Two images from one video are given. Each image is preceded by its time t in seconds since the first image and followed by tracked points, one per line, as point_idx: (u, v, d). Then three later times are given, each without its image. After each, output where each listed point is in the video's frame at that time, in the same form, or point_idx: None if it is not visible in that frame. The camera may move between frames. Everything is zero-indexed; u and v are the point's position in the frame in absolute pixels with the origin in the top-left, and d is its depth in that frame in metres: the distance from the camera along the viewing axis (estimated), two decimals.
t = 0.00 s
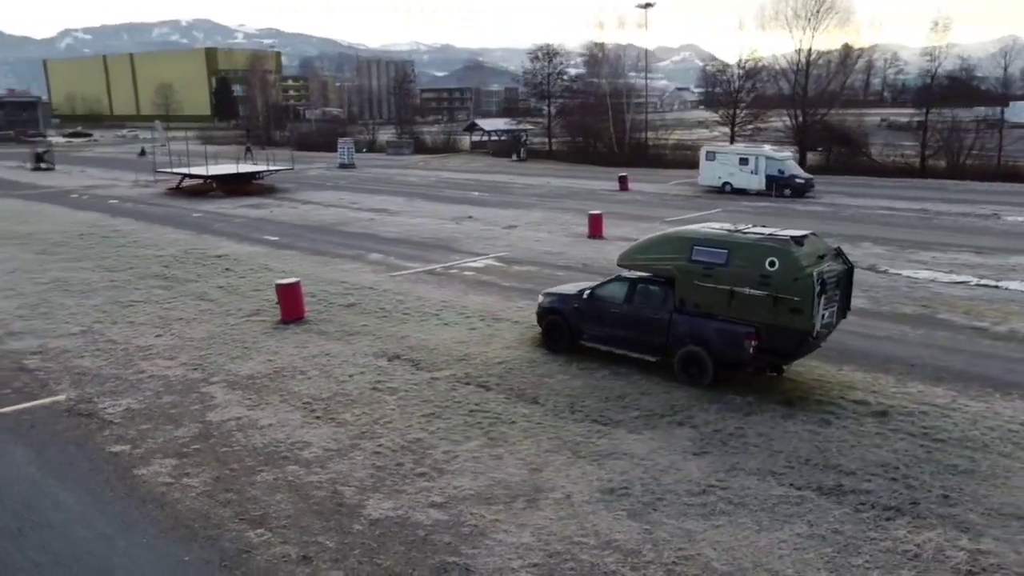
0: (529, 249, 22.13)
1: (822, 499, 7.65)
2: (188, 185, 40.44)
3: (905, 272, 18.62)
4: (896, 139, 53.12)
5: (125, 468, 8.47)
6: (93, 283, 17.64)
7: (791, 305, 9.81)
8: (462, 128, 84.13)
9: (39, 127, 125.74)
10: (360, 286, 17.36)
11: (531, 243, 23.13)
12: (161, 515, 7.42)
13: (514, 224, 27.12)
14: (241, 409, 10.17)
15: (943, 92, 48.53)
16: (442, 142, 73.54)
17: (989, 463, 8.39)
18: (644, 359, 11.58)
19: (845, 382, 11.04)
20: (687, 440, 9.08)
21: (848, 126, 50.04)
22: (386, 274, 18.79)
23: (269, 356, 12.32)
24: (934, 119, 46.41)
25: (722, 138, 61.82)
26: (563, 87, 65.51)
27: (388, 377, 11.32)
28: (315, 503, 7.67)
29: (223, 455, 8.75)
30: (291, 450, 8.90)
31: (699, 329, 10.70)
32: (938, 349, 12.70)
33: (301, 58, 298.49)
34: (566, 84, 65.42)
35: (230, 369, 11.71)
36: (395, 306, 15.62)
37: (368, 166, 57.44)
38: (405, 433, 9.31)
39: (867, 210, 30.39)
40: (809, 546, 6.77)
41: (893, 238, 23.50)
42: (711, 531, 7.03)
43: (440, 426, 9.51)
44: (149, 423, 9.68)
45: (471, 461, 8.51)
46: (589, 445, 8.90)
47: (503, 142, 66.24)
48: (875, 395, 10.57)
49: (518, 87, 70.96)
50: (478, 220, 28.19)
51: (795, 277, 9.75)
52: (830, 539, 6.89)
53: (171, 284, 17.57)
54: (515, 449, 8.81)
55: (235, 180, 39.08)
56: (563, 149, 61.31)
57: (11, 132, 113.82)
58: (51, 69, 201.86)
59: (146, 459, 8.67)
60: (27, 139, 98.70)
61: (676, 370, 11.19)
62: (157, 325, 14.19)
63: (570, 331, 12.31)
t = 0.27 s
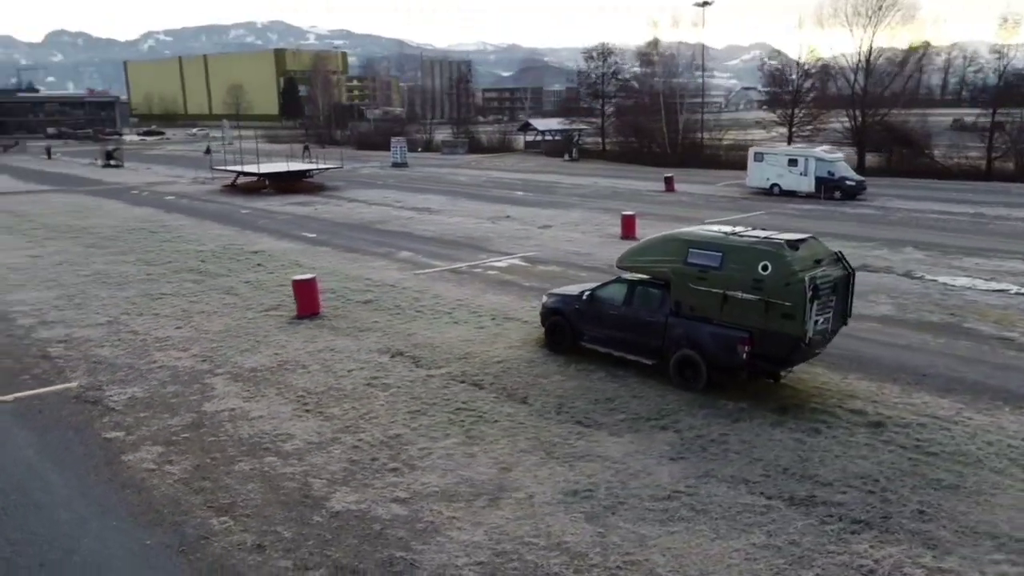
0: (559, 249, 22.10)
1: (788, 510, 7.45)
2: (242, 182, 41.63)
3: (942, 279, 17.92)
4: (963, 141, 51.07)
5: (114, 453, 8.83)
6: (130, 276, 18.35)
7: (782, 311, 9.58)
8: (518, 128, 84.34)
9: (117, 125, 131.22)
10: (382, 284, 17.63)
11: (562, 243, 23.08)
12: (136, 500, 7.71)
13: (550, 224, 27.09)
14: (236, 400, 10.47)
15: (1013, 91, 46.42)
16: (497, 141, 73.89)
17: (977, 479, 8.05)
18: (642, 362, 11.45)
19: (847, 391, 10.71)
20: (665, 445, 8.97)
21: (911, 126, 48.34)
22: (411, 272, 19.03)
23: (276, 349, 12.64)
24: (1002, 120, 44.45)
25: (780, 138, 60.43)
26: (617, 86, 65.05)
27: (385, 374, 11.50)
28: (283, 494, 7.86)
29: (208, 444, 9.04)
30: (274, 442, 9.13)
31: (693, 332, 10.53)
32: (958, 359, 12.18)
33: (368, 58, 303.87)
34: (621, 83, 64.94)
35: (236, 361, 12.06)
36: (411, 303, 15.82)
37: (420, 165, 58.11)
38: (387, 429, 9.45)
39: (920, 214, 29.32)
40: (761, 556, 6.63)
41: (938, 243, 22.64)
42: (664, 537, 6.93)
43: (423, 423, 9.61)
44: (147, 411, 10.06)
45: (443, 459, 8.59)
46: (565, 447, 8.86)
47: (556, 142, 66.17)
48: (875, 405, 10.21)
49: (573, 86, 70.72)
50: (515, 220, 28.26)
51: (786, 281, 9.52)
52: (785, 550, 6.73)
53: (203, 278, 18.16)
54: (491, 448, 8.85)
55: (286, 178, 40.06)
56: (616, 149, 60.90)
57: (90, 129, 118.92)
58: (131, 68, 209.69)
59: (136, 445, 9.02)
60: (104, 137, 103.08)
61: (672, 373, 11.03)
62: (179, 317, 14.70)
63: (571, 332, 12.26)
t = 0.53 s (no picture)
0: (588, 249, 22.01)
1: (749, 519, 7.31)
2: (294, 180, 42.69)
3: (980, 287, 17.18)
4: None
5: (107, 439, 9.21)
6: (165, 269, 19.05)
7: (771, 316, 9.37)
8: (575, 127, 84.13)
9: (189, 124, 135.94)
10: (403, 281, 17.87)
11: (592, 243, 22.99)
12: (115, 484, 8.04)
13: (585, 225, 27.00)
14: (234, 392, 10.79)
15: None
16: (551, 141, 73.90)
17: (957, 495, 7.73)
18: (637, 365, 11.33)
19: (845, 400, 10.40)
20: (641, 449, 8.88)
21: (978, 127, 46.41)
22: (435, 270, 19.24)
23: (285, 343, 12.96)
24: None
25: (841, 139, 58.77)
26: (673, 86, 64.28)
27: (382, 370, 11.68)
28: (254, 483, 8.08)
29: (195, 433, 9.35)
30: (259, 433, 9.39)
31: (685, 336, 10.39)
32: (974, 369, 11.68)
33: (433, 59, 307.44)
34: (677, 82, 64.15)
35: (244, 353, 12.42)
36: (426, 301, 16.00)
37: (473, 164, 58.55)
38: (370, 424, 9.60)
39: (975, 218, 28.14)
40: (707, 565, 6.52)
41: (986, 249, 21.70)
42: (613, 541, 6.89)
43: (406, 419, 9.74)
44: (147, 400, 10.45)
45: (416, 455, 8.70)
46: (539, 447, 8.86)
47: (610, 142, 65.81)
48: (871, 415, 9.89)
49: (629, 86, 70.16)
50: (552, 220, 28.25)
51: (774, 286, 9.31)
52: (734, 560, 6.61)
53: (233, 273, 18.73)
54: (465, 446, 8.91)
55: (336, 176, 40.89)
56: (670, 149, 60.21)
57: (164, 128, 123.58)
58: (205, 69, 216.90)
59: (129, 432, 9.40)
60: (176, 135, 106.98)
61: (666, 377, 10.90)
62: (201, 310, 15.20)
63: (571, 333, 12.22)
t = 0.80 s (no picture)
0: (618, 250, 21.86)
1: (706, 527, 7.19)
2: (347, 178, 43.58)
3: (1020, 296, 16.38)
4: None
5: (103, 425, 9.62)
6: (202, 263, 19.74)
7: (756, 322, 9.16)
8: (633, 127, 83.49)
9: (259, 122, 140.06)
10: (426, 279, 18.07)
11: (624, 245, 22.81)
12: (100, 468, 8.42)
13: (623, 225, 26.79)
14: (234, 383, 11.13)
15: None
16: (608, 141, 73.52)
17: (932, 511, 7.44)
18: (633, 368, 11.22)
19: (842, 410, 10.09)
20: (616, 452, 8.81)
21: None
22: (460, 269, 19.40)
23: (295, 337, 13.29)
24: None
25: (907, 140, 56.72)
26: (731, 86, 63.18)
27: (381, 366, 11.86)
28: (230, 472, 8.35)
29: (186, 422, 9.69)
30: (247, 423, 9.67)
31: (676, 339, 10.24)
32: (990, 382, 11.17)
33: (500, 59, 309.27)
34: (736, 82, 63.02)
35: (253, 346, 12.79)
36: (443, 299, 16.15)
37: (526, 163, 58.70)
38: (355, 419, 9.78)
39: None
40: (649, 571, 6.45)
41: None
42: (561, 543, 6.87)
43: (390, 415, 9.88)
44: (152, 389, 10.88)
45: (391, 450, 8.83)
46: (514, 447, 8.89)
47: (666, 142, 65.10)
48: (865, 426, 9.58)
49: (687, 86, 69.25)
50: (590, 220, 28.12)
51: (760, 291, 9.10)
52: (679, 567, 6.52)
53: (264, 268, 19.27)
54: (440, 444, 8.99)
55: (386, 175, 41.57)
56: (727, 150, 59.22)
57: (235, 126, 127.68)
58: (277, 69, 222.91)
59: (127, 419, 9.80)
60: (244, 134, 110.43)
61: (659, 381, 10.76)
62: (225, 304, 15.69)
63: (571, 334, 12.18)
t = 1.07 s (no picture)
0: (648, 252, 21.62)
1: (660, 533, 7.10)
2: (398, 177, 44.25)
3: None
4: None
5: (106, 411, 10.07)
6: (237, 259, 20.38)
7: (741, 327, 8.98)
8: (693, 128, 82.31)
9: (325, 121, 143.22)
10: (449, 277, 18.24)
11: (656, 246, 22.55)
12: (92, 452, 8.81)
13: (661, 227, 26.48)
14: (238, 374, 11.48)
15: None
16: (666, 141, 72.70)
17: (902, 527, 7.18)
18: (628, 370, 11.11)
19: (836, 420, 9.80)
20: (590, 454, 8.77)
21: None
22: (485, 268, 19.51)
23: (306, 332, 13.61)
24: None
25: (979, 141, 54.36)
26: (793, 85, 61.67)
27: (382, 362, 12.06)
28: (210, 460, 8.63)
29: (183, 410, 10.05)
30: (239, 414, 9.98)
31: (666, 343, 10.11)
32: (1004, 396, 10.66)
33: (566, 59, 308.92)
34: (797, 82, 61.49)
35: (264, 339, 13.15)
36: (460, 297, 16.28)
37: (579, 163, 58.52)
38: (342, 413, 9.98)
39: None
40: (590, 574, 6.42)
41: None
42: (509, 542, 6.89)
43: (377, 411, 10.04)
44: (159, 378, 11.32)
45: (368, 445, 8.99)
46: (489, 446, 8.93)
47: (724, 143, 63.99)
48: (857, 436, 9.28)
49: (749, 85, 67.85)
50: (629, 221, 27.89)
51: (744, 296, 8.92)
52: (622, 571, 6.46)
53: (296, 264, 19.77)
54: (418, 440, 9.11)
55: (435, 174, 42.02)
56: (786, 151, 57.85)
57: (302, 126, 130.94)
58: (346, 70, 227.51)
59: (129, 405, 10.23)
60: (310, 134, 113.17)
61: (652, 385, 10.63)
62: (249, 298, 16.17)
63: (571, 335, 12.14)
